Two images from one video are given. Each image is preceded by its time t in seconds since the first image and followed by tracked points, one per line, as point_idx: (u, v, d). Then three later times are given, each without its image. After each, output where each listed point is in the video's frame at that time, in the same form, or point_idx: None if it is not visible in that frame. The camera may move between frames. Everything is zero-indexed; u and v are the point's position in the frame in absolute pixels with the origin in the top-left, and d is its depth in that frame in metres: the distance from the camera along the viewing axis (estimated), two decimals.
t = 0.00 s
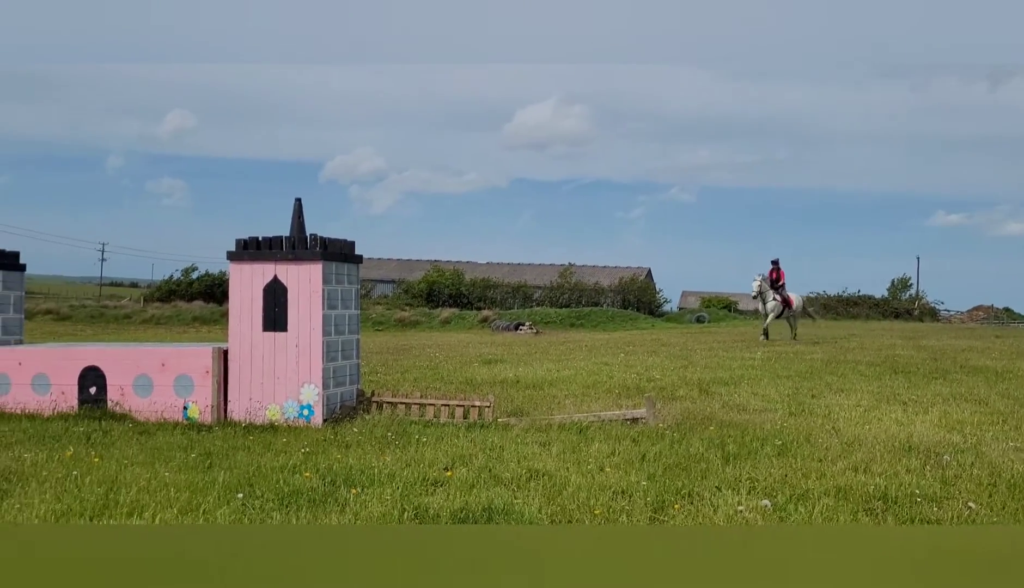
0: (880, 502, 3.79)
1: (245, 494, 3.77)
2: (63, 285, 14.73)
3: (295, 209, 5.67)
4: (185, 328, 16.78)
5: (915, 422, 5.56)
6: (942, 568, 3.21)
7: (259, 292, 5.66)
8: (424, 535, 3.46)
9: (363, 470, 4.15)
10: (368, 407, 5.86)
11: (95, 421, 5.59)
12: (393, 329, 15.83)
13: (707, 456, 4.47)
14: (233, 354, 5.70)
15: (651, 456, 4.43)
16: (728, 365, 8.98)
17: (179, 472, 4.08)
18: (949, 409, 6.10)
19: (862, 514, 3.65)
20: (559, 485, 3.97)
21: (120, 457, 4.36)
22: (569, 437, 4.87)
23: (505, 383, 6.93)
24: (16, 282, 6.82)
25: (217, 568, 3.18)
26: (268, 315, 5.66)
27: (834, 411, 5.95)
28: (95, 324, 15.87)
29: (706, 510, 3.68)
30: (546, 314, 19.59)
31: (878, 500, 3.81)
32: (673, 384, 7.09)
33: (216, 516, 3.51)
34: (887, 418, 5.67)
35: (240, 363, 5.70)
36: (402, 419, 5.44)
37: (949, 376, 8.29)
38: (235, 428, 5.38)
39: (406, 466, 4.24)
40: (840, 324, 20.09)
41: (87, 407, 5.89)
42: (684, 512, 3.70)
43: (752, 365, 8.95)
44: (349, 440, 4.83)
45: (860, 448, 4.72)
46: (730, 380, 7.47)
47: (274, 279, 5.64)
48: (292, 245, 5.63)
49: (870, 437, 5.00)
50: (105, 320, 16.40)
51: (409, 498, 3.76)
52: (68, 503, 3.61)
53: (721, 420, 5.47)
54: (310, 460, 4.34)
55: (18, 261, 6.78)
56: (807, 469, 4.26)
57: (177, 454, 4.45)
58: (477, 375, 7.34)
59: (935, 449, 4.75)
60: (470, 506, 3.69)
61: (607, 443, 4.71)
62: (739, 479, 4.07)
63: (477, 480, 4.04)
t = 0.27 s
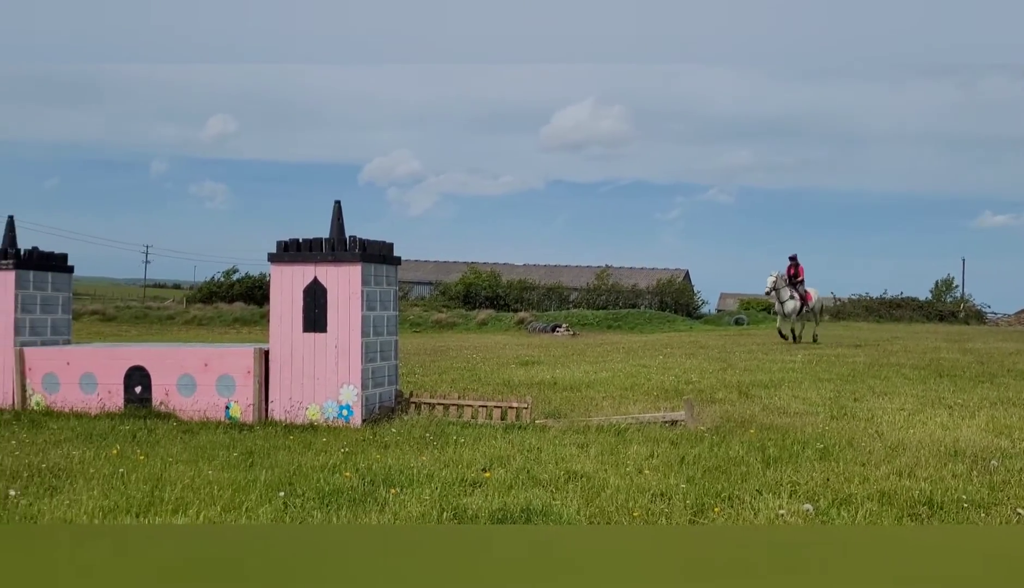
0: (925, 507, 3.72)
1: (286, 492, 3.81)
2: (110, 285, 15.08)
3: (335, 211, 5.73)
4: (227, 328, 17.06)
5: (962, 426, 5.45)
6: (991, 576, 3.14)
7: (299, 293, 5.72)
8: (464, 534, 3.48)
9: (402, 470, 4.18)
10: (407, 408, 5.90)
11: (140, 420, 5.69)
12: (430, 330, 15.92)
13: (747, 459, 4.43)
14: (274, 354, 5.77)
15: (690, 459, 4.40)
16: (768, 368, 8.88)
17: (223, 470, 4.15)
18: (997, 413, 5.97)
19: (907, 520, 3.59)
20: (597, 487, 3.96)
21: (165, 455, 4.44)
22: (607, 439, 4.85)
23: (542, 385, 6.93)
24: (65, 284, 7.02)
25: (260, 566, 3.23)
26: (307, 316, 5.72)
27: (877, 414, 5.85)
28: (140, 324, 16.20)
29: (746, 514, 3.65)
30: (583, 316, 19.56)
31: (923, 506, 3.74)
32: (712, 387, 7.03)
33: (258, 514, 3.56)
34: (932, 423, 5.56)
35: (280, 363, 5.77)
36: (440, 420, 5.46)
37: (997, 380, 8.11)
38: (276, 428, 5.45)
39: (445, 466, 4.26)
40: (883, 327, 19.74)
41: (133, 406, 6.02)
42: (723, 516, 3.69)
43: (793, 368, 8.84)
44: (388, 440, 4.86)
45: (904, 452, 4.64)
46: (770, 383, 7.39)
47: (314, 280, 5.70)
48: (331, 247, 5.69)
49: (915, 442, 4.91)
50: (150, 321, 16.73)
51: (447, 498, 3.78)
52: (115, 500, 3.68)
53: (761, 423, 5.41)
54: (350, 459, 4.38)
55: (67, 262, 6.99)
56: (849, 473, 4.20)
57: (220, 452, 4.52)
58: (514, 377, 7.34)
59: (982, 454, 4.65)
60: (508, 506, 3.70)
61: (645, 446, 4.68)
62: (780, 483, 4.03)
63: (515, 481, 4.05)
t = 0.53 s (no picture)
0: (972, 514, 3.66)
1: (326, 492, 3.85)
2: (154, 287, 15.36)
3: (374, 214, 5.77)
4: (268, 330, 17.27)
5: (1009, 432, 5.33)
6: None
7: (338, 295, 5.78)
8: (503, 535, 3.49)
9: (441, 471, 4.20)
10: (444, 410, 5.93)
11: (184, 420, 5.78)
12: (468, 333, 15.96)
13: (788, 463, 4.38)
14: (314, 355, 5.83)
15: (730, 462, 4.37)
16: (809, 371, 8.77)
17: (264, 470, 4.20)
18: None
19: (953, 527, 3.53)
20: (636, 490, 3.94)
21: (208, 455, 4.52)
22: (646, 442, 4.83)
23: (579, 387, 6.92)
24: (111, 286, 7.19)
25: (301, 566, 3.27)
26: (347, 318, 5.77)
27: (922, 419, 5.75)
28: (183, 326, 16.46)
29: (788, 518, 3.61)
30: (620, 318, 19.47)
31: (970, 512, 3.67)
32: (752, 391, 6.96)
33: (300, 513, 3.61)
34: (979, 428, 5.45)
35: (321, 365, 5.83)
36: (478, 422, 5.48)
37: None
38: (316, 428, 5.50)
39: (484, 468, 4.27)
40: (927, 330, 19.38)
41: (177, 406, 6.12)
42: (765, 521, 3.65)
43: (834, 371, 8.72)
44: (427, 441, 4.89)
45: (949, 458, 4.56)
46: (811, 387, 7.29)
47: (353, 283, 5.75)
48: (370, 250, 5.74)
49: (961, 447, 4.82)
50: (192, 322, 17.00)
51: (486, 500, 3.79)
52: (161, 497, 3.76)
53: (802, 427, 5.34)
54: (389, 460, 4.41)
55: (114, 264, 7.16)
56: (893, 479, 4.13)
57: (262, 452, 4.58)
58: (552, 379, 7.34)
59: None
60: (547, 508, 3.71)
61: (684, 449, 4.65)
62: (822, 487, 3.98)
63: (553, 483, 4.05)
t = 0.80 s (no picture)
0: (1014, 519, 3.59)
1: (360, 491, 3.88)
2: (191, 287, 15.60)
3: (407, 216, 5.81)
4: (301, 331, 17.47)
5: None
6: None
7: (372, 296, 5.82)
8: (536, 535, 3.49)
9: (473, 471, 4.21)
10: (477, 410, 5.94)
11: (220, 419, 5.85)
12: (499, 334, 16.01)
13: (823, 466, 4.33)
14: (348, 356, 5.88)
15: (764, 465, 4.33)
16: (845, 373, 8.66)
17: (299, 469, 4.24)
18: None
19: (995, 532, 3.46)
20: (670, 492, 3.92)
21: (244, 454, 4.57)
22: (679, 444, 4.80)
23: (612, 389, 6.89)
24: (149, 287, 7.32)
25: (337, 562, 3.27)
26: (380, 318, 5.81)
27: (961, 423, 5.64)
28: (218, 326, 16.71)
29: (824, 522, 3.58)
30: (652, 320, 19.40)
31: (1011, 517, 3.61)
32: (787, 393, 6.88)
33: (335, 511, 3.64)
34: (1020, 432, 5.34)
35: (354, 365, 5.87)
36: (509, 423, 5.49)
37: None
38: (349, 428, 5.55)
39: (516, 469, 4.27)
40: (966, 332, 19.03)
41: (213, 406, 6.20)
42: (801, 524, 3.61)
43: (870, 374, 8.59)
44: (459, 442, 4.91)
45: (989, 462, 4.47)
46: (847, 389, 7.19)
47: (386, 284, 5.79)
48: (403, 251, 5.79)
49: (1002, 451, 4.72)
50: (228, 323, 17.25)
51: (519, 500, 3.80)
52: (198, 495, 3.81)
53: (837, 430, 5.28)
54: (422, 460, 4.43)
55: (152, 266, 7.29)
56: (931, 482, 4.07)
57: (296, 452, 4.62)
58: (584, 381, 7.32)
59: None
60: (579, 509, 3.70)
61: (717, 451, 4.61)
62: (858, 491, 3.93)
63: (586, 484, 4.04)
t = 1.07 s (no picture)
0: None
1: (392, 491, 3.90)
2: (224, 289, 15.80)
3: (438, 218, 5.84)
4: (333, 332, 17.62)
5: None
6: None
7: (403, 297, 5.86)
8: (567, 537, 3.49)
9: (504, 473, 4.22)
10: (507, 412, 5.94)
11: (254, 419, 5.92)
12: (529, 336, 16.01)
13: (858, 470, 4.28)
14: (380, 357, 5.91)
15: (798, 469, 4.29)
16: (880, 376, 8.54)
17: (332, 469, 4.28)
18: None
19: None
20: (702, 494, 3.90)
21: (278, 453, 4.62)
22: (711, 446, 4.77)
23: (643, 391, 6.86)
24: (184, 288, 7.43)
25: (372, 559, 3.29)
26: (411, 320, 5.85)
27: (1000, 427, 5.54)
28: (252, 327, 16.90)
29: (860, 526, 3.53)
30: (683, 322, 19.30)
31: None
32: (820, 396, 6.80)
33: (367, 511, 3.67)
34: None
35: (385, 366, 5.91)
36: (540, 424, 5.48)
37: None
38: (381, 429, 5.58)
39: (546, 471, 4.27)
40: (1004, 335, 18.69)
41: (247, 406, 6.28)
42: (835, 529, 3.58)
43: (907, 377, 8.47)
44: (490, 443, 4.92)
45: None
46: (882, 393, 7.10)
47: (418, 285, 5.82)
48: (435, 253, 5.82)
49: None
50: (261, 324, 17.46)
51: (550, 502, 3.80)
52: (233, 494, 3.86)
53: (872, 434, 5.21)
54: (453, 461, 4.45)
55: (188, 268, 7.40)
56: (970, 487, 4.01)
57: (329, 451, 4.66)
58: (614, 383, 7.29)
59: None
60: (611, 511, 3.70)
61: (750, 454, 4.58)
62: (894, 495, 3.88)
63: (617, 486, 4.03)
